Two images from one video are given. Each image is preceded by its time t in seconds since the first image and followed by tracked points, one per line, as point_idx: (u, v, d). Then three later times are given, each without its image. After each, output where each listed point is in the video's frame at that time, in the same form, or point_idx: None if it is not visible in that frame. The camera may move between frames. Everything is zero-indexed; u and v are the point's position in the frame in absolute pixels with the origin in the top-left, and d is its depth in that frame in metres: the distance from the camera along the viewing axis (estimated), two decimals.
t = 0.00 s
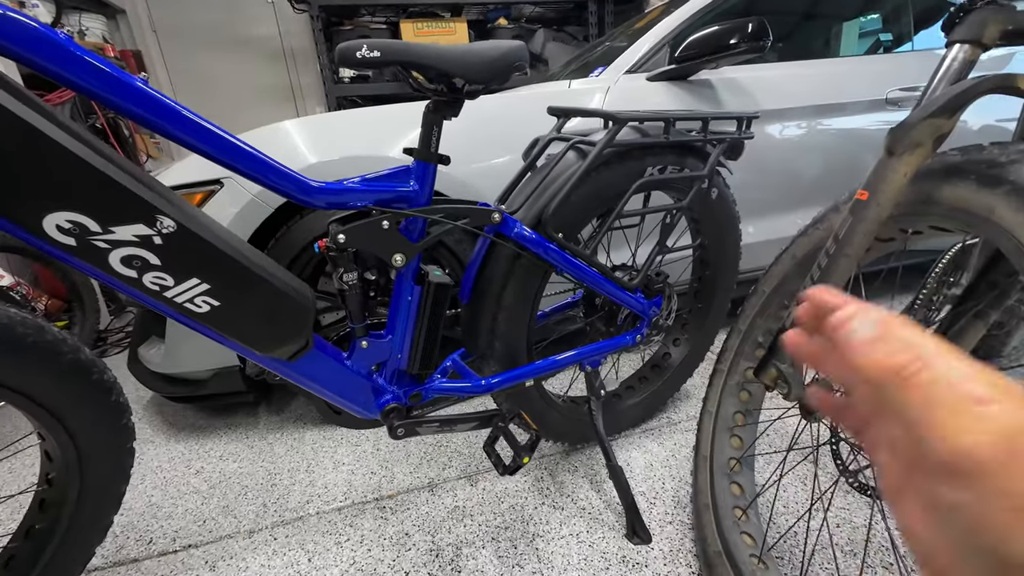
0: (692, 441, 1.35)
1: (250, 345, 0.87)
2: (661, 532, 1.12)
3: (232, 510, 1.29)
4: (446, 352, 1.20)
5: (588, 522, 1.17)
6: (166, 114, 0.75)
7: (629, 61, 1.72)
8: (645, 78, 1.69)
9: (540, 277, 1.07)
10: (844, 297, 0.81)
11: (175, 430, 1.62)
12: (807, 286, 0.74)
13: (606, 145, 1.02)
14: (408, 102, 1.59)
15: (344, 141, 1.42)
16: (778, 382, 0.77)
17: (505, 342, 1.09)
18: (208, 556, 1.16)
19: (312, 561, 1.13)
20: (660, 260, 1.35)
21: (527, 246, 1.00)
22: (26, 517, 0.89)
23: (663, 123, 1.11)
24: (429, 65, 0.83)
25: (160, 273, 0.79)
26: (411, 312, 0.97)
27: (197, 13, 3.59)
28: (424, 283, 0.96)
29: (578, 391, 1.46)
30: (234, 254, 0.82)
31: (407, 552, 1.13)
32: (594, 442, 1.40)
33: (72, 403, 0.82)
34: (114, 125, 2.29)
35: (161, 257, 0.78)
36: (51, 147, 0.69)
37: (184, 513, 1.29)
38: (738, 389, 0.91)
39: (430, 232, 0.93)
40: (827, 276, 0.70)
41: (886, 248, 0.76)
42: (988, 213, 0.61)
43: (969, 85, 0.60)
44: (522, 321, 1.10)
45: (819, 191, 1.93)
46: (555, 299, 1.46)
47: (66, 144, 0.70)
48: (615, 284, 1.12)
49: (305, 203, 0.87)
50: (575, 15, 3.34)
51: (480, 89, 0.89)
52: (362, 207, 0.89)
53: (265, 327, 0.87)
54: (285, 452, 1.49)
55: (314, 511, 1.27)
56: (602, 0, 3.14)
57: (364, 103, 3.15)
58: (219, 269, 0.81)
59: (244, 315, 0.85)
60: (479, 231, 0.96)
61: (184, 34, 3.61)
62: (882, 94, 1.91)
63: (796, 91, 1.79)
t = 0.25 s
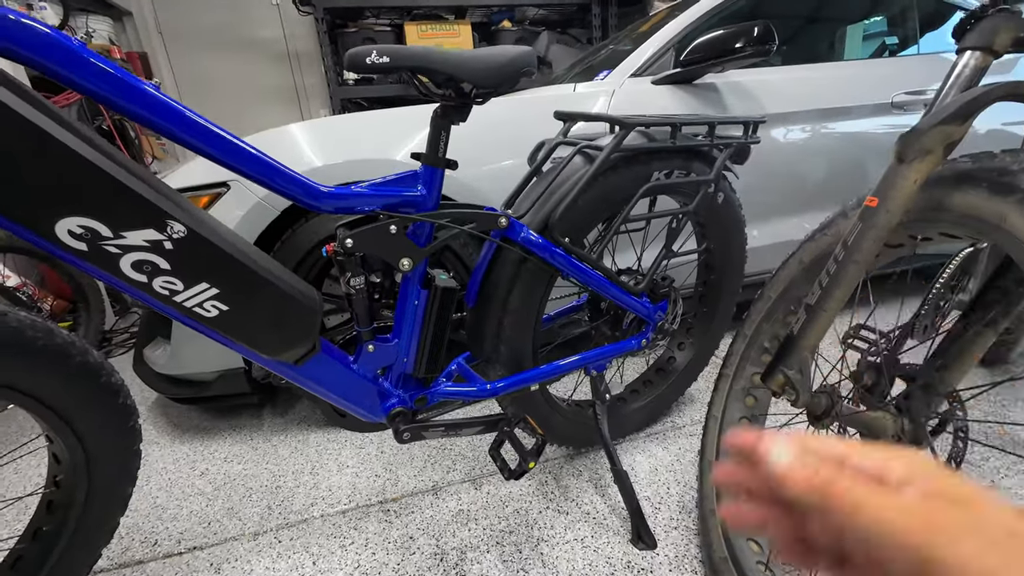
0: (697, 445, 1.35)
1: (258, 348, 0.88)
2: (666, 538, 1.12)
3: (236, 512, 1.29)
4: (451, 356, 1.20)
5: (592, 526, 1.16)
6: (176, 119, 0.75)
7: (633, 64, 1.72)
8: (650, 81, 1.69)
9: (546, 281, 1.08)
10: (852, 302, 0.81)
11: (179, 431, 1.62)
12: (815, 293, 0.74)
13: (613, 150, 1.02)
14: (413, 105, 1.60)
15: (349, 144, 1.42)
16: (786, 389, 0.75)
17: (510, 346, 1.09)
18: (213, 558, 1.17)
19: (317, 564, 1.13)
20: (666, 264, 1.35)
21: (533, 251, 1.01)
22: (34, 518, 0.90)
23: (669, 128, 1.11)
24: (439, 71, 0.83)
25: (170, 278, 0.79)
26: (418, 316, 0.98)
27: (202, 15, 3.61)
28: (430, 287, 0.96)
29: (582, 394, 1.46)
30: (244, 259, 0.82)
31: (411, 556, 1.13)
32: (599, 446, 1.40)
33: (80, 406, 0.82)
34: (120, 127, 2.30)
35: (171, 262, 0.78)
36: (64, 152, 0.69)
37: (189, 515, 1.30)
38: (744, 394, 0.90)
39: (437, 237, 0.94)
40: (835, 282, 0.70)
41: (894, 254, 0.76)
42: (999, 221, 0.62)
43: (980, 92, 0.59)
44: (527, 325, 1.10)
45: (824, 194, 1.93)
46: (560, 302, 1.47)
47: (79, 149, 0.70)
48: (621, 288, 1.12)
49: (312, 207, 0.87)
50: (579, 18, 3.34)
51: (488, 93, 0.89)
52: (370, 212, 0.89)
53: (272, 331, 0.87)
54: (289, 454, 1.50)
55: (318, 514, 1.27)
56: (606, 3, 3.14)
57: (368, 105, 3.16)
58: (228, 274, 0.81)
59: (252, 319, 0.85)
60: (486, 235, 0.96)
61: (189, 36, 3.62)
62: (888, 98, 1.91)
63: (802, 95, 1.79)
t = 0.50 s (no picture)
0: (702, 451, 1.35)
1: (267, 351, 0.89)
2: (670, 543, 1.12)
3: (244, 512, 1.31)
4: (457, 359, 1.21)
5: (596, 531, 1.17)
6: (191, 126, 0.77)
7: (640, 69, 1.73)
8: (656, 86, 1.70)
9: (552, 285, 1.08)
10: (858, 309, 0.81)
11: (187, 431, 1.64)
12: (821, 299, 0.74)
13: (619, 156, 1.03)
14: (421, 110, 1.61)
15: (357, 148, 1.44)
16: (791, 395, 0.76)
17: (516, 350, 1.10)
18: (221, 557, 1.18)
19: (323, 565, 1.14)
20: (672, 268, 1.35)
21: (539, 256, 1.01)
22: (47, 516, 0.91)
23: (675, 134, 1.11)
24: (448, 78, 0.84)
25: (183, 281, 0.81)
26: (425, 319, 0.99)
27: (212, 19, 3.65)
28: (437, 291, 0.97)
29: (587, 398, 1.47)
30: (255, 263, 0.84)
31: (416, 558, 1.14)
32: (603, 450, 1.40)
33: (93, 406, 0.83)
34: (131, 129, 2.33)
35: (185, 266, 0.80)
36: (83, 159, 0.71)
37: (196, 514, 1.31)
38: (748, 400, 0.91)
39: (444, 241, 0.95)
40: (840, 289, 0.70)
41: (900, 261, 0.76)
42: (1005, 230, 0.62)
43: (985, 102, 0.60)
44: (533, 329, 1.10)
45: (831, 200, 1.93)
46: (565, 306, 1.47)
47: (97, 155, 0.72)
48: (626, 293, 1.13)
49: (321, 212, 0.88)
50: (585, 22, 3.35)
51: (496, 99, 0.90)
52: (378, 217, 0.90)
53: (282, 334, 0.88)
54: (295, 455, 1.51)
55: (324, 515, 1.28)
56: (613, 7, 3.15)
57: (375, 108, 3.18)
58: (240, 277, 0.83)
59: (262, 322, 0.87)
60: (493, 240, 0.97)
61: (200, 39, 3.67)
62: (895, 103, 1.90)
63: (808, 101, 1.79)
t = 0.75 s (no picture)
0: (717, 459, 1.35)
1: (293, 354, 0.90)
2: (687, 552, 1.12)
3: (261, 512, 1.32)
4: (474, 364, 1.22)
5: (612, 538, 1.17)
6: (224, 135, 0.78)
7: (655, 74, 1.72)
8: (671, 93, 1.70)
9: (570, 291, 1.09)
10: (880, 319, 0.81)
11: (204, 431, 1.66)
12: (844, 309, 0.74)
13: (639, 163, 1.03)
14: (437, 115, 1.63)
15: (375, 153, 1.46)
16: (813, 406, 0.76)
17: (533, 355, 1.11)
18: (239, 557, 1.19)
19: (340, 567, 1.15)
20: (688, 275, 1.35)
21: (558, 262, 1.02)
22: (74, 513, 0.93)
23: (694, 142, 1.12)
24: (474, 88, 0.85)
25: (216, 286, 0.82)
26: (445, 324, 1.00)
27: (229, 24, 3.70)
28: (458, 296, 0.98)
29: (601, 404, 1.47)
30: (285, 269, 0.85)
31: (432, 561, 1.14)
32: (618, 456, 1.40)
33: (123, 406, 0.85)
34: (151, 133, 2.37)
35: (218, 271, 0.81)
36: (124, 167, 0.73)
37: (215, 514, 1.33)
38: (767, 409, 0.91)
39: (465, 248, 0.96)
40: (865, 299, 0.70)
41: (925, 272, 0.76)
42: None
43: (1015, 113, 0.60)
44: (551, 335, 1.11)
45: (847, 207, 1.92)
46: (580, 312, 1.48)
47: (137, 163, 0.74)
48: (644, 300, 1.13)
49: (346, 218, 0.89)
50: (596, 27, 3.36)
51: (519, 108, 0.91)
52: (402, 223, 0.91)
53: (308, 338, 0.90)
54: (310, 457, 1.52)
55: (340, 517, 1.29)
56: (625, 13, 3.15)
57: (387, 112, 3.20)
58: (270, 283, 0.84)
59: (290, 326, 0.88)
60: (513, 247, 0.98)
61: (217, 44, 3.72)
62: (913, 110, 1.90)
63: (825, 108, 1.79)
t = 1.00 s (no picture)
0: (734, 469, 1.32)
1: (310, 358, 0.91)
2: (703, 564, 1.10)
3: (274, 514, 1.33)
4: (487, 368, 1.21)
5: (626, 548, 1.15)
6: (247, 139, 0.79)
7: (671, 79, 1.71)
8: (687, 97, 1.68)
9: (586, 297, 1.08)
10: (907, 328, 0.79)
11: (219, 431, 1.67)
12: (870, 318, 0.72)
13: (658, 169, 1.02)
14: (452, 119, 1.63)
15: (391, 158, 1.46)
16: (837, 417, 0.74)
17: (548, 361, 1.10)
18: (253, 558, 1.20)
19: (352, 570, 1.15)
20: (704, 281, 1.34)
21: (575, 267, 1.01)
22: (94, 511, 0.94)
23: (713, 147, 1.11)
24: (494, 93, 0.85)
25: (236, 288, 0.83)
26: (460, 328, 0.99)
27: (248, 30, 3.76)
28: (473, 301, 0.98)
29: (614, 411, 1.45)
30: (303, 272, 0.85)
31: (444, 567, 1.14)
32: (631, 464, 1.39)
33: (144, 406, 0.86)
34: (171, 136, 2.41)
35: (238, 273, 0.82)
36: (150, 170, 0.74)
37: (229, 514, 1.33)
38: (787, 419, 0.89)
39: (481, 252, 0.95)
40: (892, 307, 0.68)
41: (955, 281, 0.74)
42: None
43: None
44: (566, 340, 1.10)
45: (867, 213, 1.89)
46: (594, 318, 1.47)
47: (162, 167, 0.75)
48: (661, 306, 1.12)
49: (364, 221, 0.89)
50: (609, 33, 3.36)
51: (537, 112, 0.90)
52: (419, 227, 0.91)
53: (325, 341, 0.90)
54: (323, 459, 1.53)
55: (352, 520, 1.29)
56: (639, 17, 3.13)
57: (401, 116, 3.23)
58: (289, 286, 0.85)
59: (307, 329, 0.88)
60: (529, 251, 0.97)
61: (235, 50, 3.78)
62: (935, 115, 1.87)
63: (845, 113, 1.76)
